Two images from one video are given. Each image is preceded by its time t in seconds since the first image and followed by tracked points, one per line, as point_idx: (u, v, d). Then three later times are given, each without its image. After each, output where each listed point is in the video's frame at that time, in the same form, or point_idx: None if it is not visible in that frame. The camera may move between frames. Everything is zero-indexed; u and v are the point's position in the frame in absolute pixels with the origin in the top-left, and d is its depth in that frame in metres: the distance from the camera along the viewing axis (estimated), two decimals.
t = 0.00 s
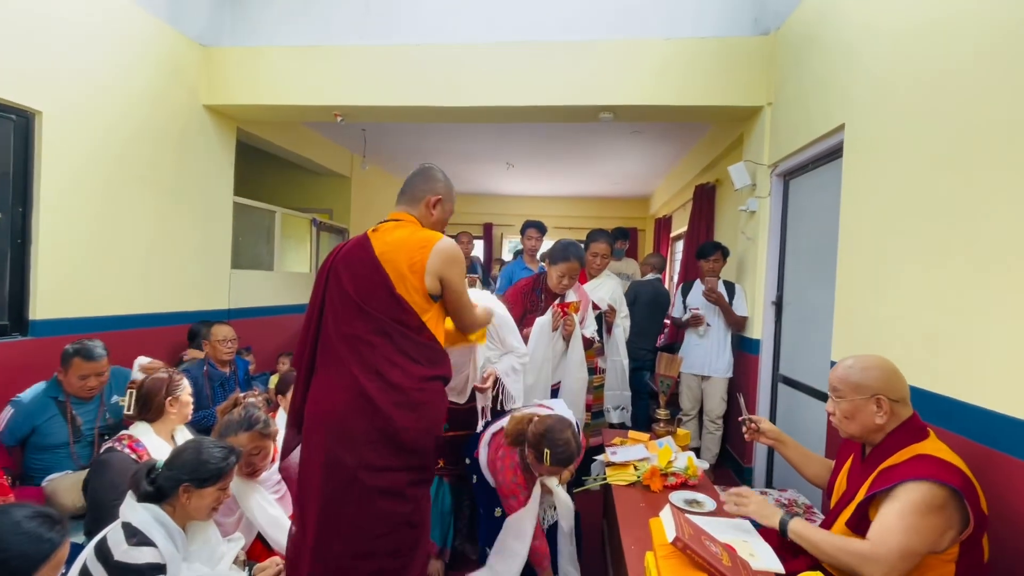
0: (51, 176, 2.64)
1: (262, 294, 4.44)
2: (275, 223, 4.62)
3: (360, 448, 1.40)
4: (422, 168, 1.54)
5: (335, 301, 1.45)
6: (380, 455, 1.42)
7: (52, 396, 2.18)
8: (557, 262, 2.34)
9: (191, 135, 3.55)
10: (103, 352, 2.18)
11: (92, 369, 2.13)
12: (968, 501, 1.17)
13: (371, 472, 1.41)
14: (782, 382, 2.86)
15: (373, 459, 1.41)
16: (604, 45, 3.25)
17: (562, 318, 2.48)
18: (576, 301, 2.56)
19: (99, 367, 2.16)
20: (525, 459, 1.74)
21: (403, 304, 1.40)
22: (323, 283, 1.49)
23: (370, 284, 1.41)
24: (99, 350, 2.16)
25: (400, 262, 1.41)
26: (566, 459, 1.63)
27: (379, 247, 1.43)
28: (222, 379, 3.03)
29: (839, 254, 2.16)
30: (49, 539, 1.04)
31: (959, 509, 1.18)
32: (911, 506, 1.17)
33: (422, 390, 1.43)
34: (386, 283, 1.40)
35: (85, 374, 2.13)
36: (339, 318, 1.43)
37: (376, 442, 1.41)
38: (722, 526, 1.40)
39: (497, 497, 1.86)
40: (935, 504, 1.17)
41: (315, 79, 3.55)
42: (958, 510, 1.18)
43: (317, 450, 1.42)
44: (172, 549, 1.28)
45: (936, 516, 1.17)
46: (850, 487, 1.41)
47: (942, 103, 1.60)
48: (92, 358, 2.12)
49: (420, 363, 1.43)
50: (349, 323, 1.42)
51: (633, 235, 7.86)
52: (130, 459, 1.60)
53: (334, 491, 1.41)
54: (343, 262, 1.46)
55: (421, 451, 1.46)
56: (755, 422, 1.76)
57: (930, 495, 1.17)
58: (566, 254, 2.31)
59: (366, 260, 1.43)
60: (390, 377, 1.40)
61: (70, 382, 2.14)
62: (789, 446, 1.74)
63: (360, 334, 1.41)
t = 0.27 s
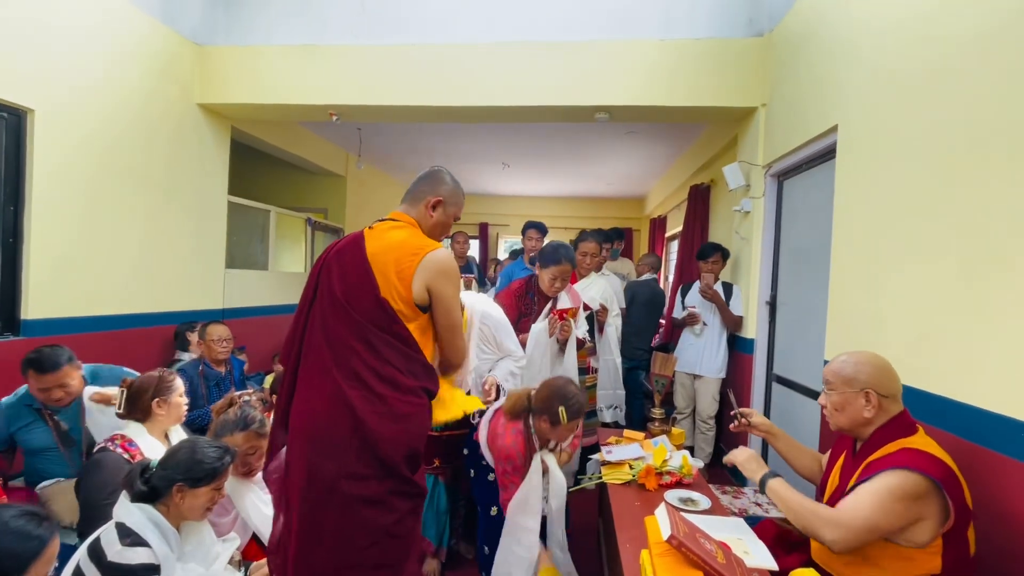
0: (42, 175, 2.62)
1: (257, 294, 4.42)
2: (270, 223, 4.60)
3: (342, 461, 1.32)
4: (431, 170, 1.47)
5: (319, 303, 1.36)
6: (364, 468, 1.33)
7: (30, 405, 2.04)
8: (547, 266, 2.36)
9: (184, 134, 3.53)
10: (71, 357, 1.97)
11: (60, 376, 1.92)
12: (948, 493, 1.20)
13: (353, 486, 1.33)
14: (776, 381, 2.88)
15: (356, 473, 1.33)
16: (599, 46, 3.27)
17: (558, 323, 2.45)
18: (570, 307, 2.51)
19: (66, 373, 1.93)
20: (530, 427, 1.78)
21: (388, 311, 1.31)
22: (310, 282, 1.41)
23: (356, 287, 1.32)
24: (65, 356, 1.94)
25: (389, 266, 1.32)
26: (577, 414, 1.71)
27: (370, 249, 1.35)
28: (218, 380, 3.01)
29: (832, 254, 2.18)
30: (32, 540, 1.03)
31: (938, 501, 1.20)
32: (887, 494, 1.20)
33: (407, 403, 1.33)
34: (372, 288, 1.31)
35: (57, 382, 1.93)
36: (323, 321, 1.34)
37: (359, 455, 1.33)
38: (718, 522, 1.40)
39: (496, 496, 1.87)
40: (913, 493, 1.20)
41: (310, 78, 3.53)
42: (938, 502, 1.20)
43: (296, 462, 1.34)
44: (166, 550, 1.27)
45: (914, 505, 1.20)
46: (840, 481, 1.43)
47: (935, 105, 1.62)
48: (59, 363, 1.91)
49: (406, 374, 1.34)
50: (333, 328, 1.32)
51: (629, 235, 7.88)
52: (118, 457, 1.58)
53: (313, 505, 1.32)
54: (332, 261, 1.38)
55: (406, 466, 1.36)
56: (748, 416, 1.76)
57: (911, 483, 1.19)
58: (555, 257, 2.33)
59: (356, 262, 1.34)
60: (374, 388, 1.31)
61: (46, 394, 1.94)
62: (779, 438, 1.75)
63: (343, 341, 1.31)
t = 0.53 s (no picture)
0: (37, 174, 2.60)
1: (253, 293, 4.41)
2: (266, 222, 4.59)
3: (332, 474, 1.22)
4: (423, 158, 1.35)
5: (307, 305, 1.27)
6: (356, 481, 1.23)
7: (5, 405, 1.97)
8: (548, 274, 2.34)
9: (180, 134, 3.52)
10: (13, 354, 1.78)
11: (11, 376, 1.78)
12: (928, 481, 1.22)
13: (345, 500, 1.23)
14: (771, 381, 2.89)
15: (347, 486, 1.23)
16: (596, 47, 3.27)
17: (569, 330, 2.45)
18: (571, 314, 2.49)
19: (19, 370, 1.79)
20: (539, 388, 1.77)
21: (375, 314, 1.19)
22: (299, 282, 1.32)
23: (343, 287, 1.22)
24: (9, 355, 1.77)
25: (377, 266, 1.21)
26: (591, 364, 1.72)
27: (359, 246, 1.25)
28: (214, 379, 3.01)
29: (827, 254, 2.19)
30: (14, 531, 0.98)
31: (917, 488, 1.22)
32: (868, 476, 1.22)
33: (400, 412, 1.22)
34: (360, 289, 1.21)
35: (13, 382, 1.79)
36: (310, 324, 1.25)
37: (351, 466, 1.23)
38: (714, 521, 1.41)
39: (497, 496, 1.86)
40: (893, 478, 1.22)
41: (306, 78, 3.53)
42: (917, 490, 1.22)
43: (283, 474, 1.24)
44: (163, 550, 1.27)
45: (891, 490, 1.23)
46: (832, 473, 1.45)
47: (930, 107, 1.63)
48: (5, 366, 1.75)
49: (398, 381, 1.22)
50: (320, 331, 1.23)
51: (625, 235, 7.90)
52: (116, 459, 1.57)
53: (301, 522, 1.22)
54: (320, 260, 1.28)
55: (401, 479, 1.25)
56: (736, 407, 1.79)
57: (890, 468, 1.22)
58: (558, 265, 2.31)
59: (344, 260, 1.24)
60: (364, 396, 1.21)
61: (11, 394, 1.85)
62: (770, 431, 1.76)
63: (330, 345, 1.21)
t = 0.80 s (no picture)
0: (30, 174, 2.59)
1: (248, 294, 4.39)
2: (261, 222, 4.57)
3: (328, 478, 1.21)
4: (415, 147, 1.31)
5: (301, 307, 1.26)
6: (352, 486, 1.22)
7: None
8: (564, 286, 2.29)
9: (175, 134, 3.50)
10: None
11: None
12: (906, 469, 1.26)
13: (342, 505, 1.22)
14: (766, 381, 2.91)
15: (344, 491, 1.22)
16: (592, 48, 3.29)
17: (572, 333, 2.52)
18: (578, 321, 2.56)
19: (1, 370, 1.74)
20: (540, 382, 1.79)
21: (369, 318, 1.18)
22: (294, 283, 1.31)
23: (338, 290, 1.20)
24: None
25: (370, 268, 1.18)
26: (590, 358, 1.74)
27: (354, 247, 1.22)
28: (209, 379, 3.01)
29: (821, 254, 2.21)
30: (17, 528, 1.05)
31: (894, 474, 1.26)
32: (847, 465, 1.26)
33: (396, 417, 1.22)
34: (354, 292, 1.19)
35: None
36: (305, 327, 1.24)
37: (348, 471, 1.22)
38: (709, 521, 1.41)
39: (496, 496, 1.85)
40: (871, 464, 1.26)
41: (301, 78, 3.52)
42: (895, 477, 1.26)
43: (279, 479, 1.24)
44: (156, 551, 1.26)
45: (869, 475, 1.27)
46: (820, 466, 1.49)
47: (922, 109, 1.65)
48: None
49: (393, 385, 1.21)
50: (314, 335, 1.22)
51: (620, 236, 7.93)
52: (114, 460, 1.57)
53: (298, 527, 1.21)
54: (315, 260, 1.26)
55: (397, 484, 1.24)
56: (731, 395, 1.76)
57: (869, 456, 1.26)
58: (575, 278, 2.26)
59: (339, 261, 1.22)
60: (358, 402, 1.20)
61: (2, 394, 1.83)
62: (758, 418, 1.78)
63: (325, 349, 1.21)
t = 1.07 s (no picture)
0: (21, 172, 2.56)
1: (242, 294, 4.37)
2: (256, 222, 4.55)
3: (325, 483, 1.21)
4: (415, 142, 1.31)
5: (300, 309, 1.25)
6: (349, 490, 1.22)
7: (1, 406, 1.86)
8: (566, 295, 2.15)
9: (169, 133, 3.48)
10: None
11: None
12: (880, 457, 1.30)
13: (339, 510, 1.21)
14: (760, 381, 2.93)
15: (341, 497, 1.21)
16: (588, 49, 3.29)
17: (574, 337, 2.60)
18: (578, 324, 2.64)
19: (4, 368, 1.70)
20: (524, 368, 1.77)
21: (370, 321, 1.17)
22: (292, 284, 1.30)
23: (338, 292, 1.20)
24: None
25: (371, 270, 1.18)
26: (561, 338, 1.66)
27: (353, 247, 1.22)
28: (204, 380, 3.00)
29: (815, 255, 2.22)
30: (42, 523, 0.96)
31: (870, 462, 1.30)
32: (825, 455, 1.30)
33: (394, 422, 1.22)
34: (355, 293, 1.18)
35: None
36: (304, 329, 1.23)
37: (347, 475, 1.22)
38: (702, 519, 1.42)
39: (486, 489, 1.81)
40: (849, 452, 1.30)
41: (296, 78, 3.51)
42: (871, 465, 1.30)
43: (277, 483, 1.23)
44: (149, 551, 1.25)
45: (846, 463, 1.31)
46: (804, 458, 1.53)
47: (914, 109, 1.66)
48: None
49: (392, 390, 1.21)
50: (313, 337, 1.21)
51: (615, 237, 7.95)
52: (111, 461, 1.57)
53: (294, 533, 1.20)
54: (313, 261, 1.25)
55: (394, 489, 1.24)
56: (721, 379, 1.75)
57: (846, 445, 1.30)
58: (576, 288, 2.12)
59: (339, 261, 1.21)
60: (358, 405, 1.19)
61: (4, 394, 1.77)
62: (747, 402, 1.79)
63: (324, 352, 1.20)
